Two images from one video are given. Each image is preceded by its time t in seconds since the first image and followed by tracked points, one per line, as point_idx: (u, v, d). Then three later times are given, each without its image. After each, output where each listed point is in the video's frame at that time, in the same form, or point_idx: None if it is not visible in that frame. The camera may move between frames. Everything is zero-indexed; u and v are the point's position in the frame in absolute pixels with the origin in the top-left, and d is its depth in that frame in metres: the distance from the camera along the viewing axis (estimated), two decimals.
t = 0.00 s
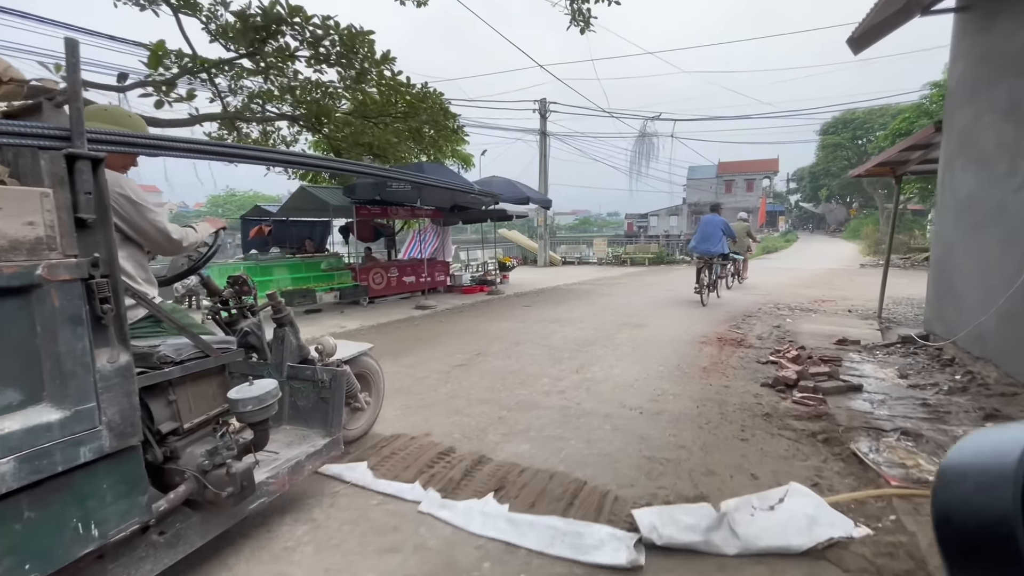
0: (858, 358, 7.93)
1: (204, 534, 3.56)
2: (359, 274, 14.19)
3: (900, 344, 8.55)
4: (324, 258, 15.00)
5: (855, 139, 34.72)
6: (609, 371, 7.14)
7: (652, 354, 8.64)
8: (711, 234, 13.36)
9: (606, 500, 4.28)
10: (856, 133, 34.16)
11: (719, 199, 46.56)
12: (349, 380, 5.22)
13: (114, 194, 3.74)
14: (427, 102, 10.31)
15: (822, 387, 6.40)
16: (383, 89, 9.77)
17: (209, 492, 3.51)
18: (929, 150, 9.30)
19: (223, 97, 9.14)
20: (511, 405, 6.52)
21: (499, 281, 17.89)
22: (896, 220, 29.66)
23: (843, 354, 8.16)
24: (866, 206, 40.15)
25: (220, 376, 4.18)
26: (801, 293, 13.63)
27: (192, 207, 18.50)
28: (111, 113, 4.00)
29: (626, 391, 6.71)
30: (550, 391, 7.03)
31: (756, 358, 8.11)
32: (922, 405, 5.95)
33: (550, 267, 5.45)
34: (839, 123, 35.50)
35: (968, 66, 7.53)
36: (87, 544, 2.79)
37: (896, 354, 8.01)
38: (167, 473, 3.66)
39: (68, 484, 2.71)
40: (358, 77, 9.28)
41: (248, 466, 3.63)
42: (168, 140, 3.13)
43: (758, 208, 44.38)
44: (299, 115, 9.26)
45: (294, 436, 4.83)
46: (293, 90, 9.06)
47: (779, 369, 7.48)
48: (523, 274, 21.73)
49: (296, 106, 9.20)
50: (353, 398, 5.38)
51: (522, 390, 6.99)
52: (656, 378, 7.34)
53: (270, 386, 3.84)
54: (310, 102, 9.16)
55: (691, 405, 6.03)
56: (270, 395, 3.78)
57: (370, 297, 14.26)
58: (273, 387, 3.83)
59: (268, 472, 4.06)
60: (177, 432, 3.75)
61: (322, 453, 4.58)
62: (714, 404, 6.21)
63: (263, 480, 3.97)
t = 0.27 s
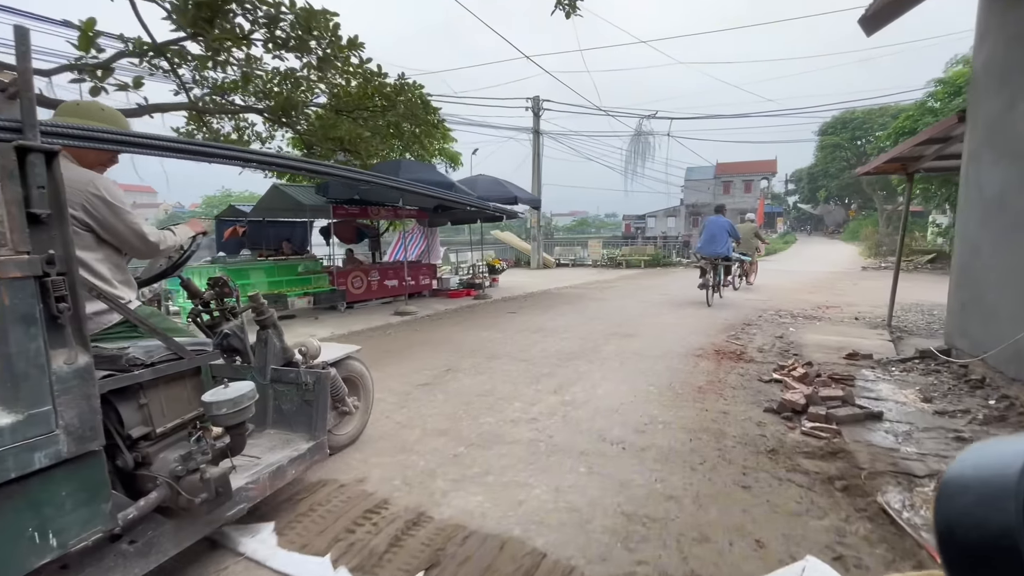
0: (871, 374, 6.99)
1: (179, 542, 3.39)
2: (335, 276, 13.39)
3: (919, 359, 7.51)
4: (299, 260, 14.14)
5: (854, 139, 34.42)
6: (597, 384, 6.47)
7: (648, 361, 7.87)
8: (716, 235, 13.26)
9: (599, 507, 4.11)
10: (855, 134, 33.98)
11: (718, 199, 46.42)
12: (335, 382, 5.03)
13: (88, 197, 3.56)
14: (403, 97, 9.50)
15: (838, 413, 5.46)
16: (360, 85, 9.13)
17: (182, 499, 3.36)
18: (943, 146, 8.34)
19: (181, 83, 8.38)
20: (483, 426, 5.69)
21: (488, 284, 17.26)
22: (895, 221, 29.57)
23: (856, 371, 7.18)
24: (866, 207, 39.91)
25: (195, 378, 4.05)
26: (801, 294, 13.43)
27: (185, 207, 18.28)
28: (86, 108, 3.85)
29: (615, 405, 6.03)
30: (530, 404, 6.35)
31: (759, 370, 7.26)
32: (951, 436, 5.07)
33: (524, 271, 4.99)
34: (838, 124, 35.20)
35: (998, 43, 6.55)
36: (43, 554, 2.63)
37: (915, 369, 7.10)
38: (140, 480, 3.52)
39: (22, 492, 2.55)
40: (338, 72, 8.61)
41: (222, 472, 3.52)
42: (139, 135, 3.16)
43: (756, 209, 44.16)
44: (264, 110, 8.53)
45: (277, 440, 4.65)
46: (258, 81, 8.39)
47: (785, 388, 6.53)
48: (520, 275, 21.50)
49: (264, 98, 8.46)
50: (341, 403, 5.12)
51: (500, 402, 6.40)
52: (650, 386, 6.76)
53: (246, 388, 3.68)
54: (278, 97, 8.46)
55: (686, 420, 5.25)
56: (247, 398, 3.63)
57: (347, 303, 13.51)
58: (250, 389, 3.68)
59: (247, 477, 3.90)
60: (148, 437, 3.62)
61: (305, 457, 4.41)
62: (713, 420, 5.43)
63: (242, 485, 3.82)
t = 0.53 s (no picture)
0: (887, 397, 6.27)
1: (161, 555, 3.28)
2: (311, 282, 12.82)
3: (939, 377, 6.86)
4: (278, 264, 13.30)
5: (854, 140, 34.30)
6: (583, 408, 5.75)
7: (637, 381, 7.19)
8: (723, 237, 13.21)
9: (598, 513, 4.02)
10: (854, 134, 33.91)
11: (716, 201, 46.34)
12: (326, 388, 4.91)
13: (69, 203, 3.42)
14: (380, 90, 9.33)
15: (854, 448, 4.76)
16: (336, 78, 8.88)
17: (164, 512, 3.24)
18: (960, 141, 7.81)
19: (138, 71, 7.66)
20: (444, 465, 4.88)
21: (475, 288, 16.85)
22: (893, 223, 29.57)
23: (870, 393, 6.43)
24: (865, 209, 39.84)
25: (181, 387, 3.87)
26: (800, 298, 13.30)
27: (178, 206, 18.05)
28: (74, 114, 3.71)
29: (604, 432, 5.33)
30: (507, 429, 5.69)
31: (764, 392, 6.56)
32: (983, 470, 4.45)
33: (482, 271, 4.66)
34: (837, 125, 35.16)
35: None
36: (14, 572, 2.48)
37: (937, 389, 6.49)
38: (121, 491, 3.39)
39: None
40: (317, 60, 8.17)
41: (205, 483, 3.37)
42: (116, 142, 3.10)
43: (755, 211, 44.10)
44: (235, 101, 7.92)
45: (266, 449, 4.50)
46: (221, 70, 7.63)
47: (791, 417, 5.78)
48: (517, 277, 21.35)
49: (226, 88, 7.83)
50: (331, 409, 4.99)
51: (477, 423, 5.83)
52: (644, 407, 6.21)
53: (231, 398, 3.55)
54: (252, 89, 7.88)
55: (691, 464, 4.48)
56: (231, 408, 3.50)
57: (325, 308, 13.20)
58: (235, 399, 3.55)
59: (234, 487, 3.77)
60: (131, 446, 3.46)
61: (294, 466, 4.28)
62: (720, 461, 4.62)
63: (227, 496, 3.69)
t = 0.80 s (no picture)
0: (902, 419, 5.46)
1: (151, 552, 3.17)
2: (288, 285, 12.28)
3: (959, 396, 5.97)
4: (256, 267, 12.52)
5: (853, 142, 34.22)
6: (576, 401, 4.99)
7: (624, 399, 6.48)
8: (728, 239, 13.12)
9: (594, 511, 3.99)
10: (854, 135, 33.82)
11: (715, 202, 46.23)
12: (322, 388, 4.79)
13: (67, 197, 3.26)
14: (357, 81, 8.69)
15: (869, 488, 3.99)
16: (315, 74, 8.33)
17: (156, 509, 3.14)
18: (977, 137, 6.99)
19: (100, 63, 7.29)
20: (385, 510, 4.06)
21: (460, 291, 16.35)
22: (892, 224, 29.57)
23: (884, 415, 5.62)
24: (864, 211, 39.74)
25: (176, 384, 3.75)
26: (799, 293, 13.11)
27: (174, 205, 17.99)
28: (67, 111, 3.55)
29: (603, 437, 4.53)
30: (469, 462, 4.86)
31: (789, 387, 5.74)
32: None
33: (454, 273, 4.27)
34: (836, 126, 35.09)
35: None
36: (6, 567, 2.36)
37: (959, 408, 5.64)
38: (113, 488, 3.29)
39: None
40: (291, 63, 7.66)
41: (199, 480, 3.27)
42: (109, 141, 3.08)
43: (754, 213, 43.97)
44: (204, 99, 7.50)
45: (260, 446, 4.40)
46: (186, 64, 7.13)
47: (795, 445, 5.02)
48: (513, 275, 21.18)
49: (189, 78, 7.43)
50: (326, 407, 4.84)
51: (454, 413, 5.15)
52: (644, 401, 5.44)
53: (226, 394, 3.48)
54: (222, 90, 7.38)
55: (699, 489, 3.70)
56: (225, 406, 3.41)
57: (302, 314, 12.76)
58: (229, 397, 3.46)
59: (227, 484, 3.67)
60: (126, 443, 3.34)
61: (288, 465, 4.18)
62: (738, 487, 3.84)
63: (220, 493, 3.59)
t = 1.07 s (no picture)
0: (920, 443, 4.41)
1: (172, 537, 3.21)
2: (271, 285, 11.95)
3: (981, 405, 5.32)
4: (238, 269, 12.35)
5: (853, 142, 34.59)
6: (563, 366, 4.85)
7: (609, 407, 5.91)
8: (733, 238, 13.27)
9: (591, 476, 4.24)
10: (853, 136, 34.16)
11: (714, 203, 46.47)
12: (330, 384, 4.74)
13: (88, 200, 3.15)
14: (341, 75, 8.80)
15: (887, 534, 3.22)
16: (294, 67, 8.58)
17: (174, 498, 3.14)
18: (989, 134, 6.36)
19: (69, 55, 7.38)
20: (393, 482, 4.32)
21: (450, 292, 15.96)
22: (892, 226, 29.97)
23: (898, 438, 4.54)
24: (865, 212, 39.93)
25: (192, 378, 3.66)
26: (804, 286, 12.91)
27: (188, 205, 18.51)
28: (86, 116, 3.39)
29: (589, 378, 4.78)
30: (432, 494, 4.15)
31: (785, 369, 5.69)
32: None
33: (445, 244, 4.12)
34: (836, 126, 35.43)
35: None
36: (41, 547, 2.52)
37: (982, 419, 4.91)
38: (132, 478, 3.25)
39: (21, 486, 2.46)
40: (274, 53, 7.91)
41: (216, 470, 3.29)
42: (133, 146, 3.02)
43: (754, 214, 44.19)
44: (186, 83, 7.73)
45: (270, 441, 4.52)
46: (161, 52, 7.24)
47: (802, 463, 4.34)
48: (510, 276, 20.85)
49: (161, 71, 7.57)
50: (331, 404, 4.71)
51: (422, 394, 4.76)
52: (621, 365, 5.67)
53: (240, 389, 3.46)
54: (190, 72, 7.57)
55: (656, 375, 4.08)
56: (240, 400, 3.41)
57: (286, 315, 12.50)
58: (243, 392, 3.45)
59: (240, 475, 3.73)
60: (145, 434, 3.30)
61: (298, 457, 4.30)
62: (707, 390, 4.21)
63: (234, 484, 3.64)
